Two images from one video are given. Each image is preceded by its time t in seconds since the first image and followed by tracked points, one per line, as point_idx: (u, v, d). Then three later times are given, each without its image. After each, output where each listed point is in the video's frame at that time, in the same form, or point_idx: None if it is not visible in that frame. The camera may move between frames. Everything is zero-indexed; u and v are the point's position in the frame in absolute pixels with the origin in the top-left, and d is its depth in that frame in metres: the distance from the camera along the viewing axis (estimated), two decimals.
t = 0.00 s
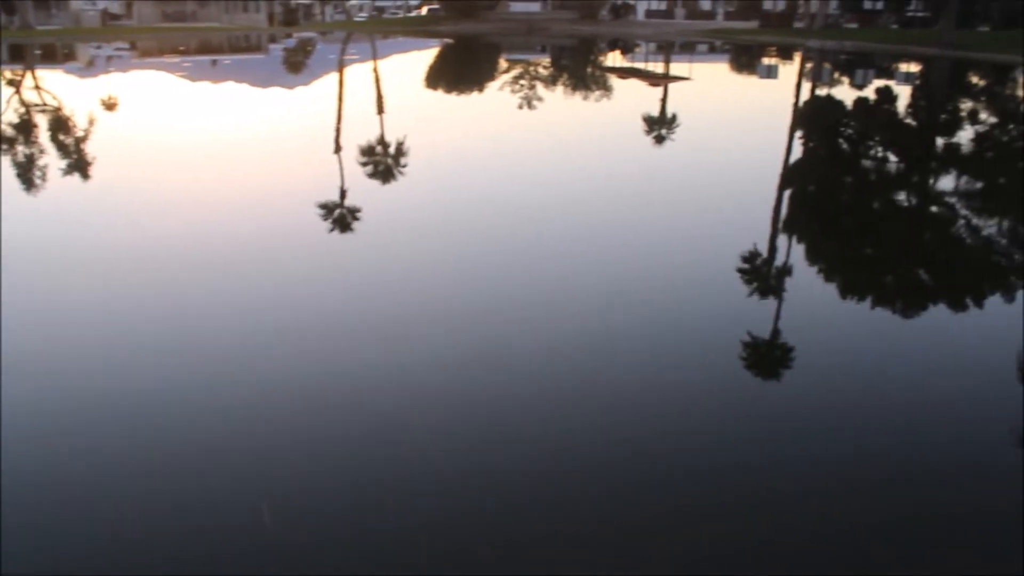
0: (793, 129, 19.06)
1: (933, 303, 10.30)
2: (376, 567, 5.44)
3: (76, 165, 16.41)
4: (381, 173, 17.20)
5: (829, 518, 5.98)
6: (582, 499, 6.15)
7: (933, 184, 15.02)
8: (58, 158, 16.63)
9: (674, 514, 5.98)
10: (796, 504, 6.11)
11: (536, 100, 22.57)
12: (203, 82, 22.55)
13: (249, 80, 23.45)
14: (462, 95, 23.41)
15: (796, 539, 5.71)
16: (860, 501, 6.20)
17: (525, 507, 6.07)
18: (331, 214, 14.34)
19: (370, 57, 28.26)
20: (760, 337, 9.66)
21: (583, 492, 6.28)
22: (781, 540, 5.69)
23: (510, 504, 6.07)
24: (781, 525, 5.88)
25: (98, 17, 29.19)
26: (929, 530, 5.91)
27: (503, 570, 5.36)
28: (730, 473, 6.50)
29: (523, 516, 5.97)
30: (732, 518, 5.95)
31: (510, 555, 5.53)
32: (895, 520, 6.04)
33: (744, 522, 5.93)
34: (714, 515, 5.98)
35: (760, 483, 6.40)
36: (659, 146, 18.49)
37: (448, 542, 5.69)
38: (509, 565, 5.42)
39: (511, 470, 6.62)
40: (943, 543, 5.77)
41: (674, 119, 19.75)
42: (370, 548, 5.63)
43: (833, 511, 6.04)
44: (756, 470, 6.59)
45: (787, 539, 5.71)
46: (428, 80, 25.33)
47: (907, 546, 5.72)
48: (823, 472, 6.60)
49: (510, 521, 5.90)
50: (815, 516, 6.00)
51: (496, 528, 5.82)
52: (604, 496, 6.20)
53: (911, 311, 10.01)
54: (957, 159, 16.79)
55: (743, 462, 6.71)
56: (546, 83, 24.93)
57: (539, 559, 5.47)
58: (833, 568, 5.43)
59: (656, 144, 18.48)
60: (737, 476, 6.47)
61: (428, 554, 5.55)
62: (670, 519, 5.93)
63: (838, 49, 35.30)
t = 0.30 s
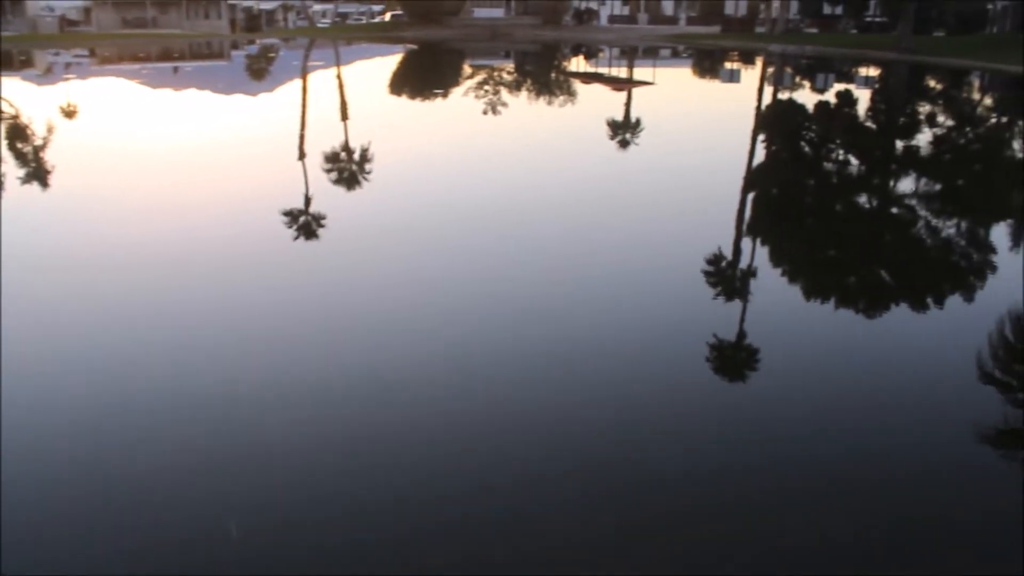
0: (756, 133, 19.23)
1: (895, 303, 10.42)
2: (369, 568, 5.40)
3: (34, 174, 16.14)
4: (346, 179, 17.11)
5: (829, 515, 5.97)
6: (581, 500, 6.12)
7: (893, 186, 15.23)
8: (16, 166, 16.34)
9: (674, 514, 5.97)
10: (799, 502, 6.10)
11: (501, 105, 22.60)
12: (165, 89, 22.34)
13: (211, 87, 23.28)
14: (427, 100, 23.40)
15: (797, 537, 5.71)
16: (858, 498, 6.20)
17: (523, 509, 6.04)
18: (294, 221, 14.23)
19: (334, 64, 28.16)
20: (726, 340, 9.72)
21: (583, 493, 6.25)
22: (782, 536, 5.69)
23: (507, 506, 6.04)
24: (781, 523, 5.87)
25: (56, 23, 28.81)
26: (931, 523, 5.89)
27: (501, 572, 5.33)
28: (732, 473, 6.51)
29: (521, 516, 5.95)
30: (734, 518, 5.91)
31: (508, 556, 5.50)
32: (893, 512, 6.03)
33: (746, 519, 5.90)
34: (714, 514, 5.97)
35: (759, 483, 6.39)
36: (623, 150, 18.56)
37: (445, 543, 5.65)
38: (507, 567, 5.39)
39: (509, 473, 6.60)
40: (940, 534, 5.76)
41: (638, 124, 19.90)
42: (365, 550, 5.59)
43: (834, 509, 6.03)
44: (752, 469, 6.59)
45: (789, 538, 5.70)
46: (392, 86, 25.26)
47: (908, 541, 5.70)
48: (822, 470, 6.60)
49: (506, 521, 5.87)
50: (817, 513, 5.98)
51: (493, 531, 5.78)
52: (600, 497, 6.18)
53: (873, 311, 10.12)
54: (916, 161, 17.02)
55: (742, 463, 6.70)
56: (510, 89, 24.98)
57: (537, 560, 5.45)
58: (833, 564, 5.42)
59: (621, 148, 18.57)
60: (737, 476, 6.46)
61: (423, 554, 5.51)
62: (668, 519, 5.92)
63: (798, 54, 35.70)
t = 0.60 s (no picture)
0: (731, 132, 19.34)
1: (870, 300, 10.50)
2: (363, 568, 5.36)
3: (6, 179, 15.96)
4: (322, 182, 17.04)
5: (826, 514, 5.99)
6: (579, 501, 6.12)
7: (867, 184, 15.34)
8: None
9: (673, 514, 5.97)
10: (798, 502, 6.13)
11: (477, 107, 22.62)
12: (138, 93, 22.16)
13: (185, 90, 23.13)
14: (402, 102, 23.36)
15: (800, 537, 5.73)
16: (853, 496, 6.23)
17: (520, 509, 6.04)
18: (270, 223, 14.17)
19: (308, 66, 28.07)
20: (703, 338, 9.75)
21: (581, 494, 6.25)
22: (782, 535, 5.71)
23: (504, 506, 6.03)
24: (781, 522, 5.88)
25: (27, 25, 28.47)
26: (928, 522, 5.92)
27: (499, 572, 5.31)
28: (728, 472, 6.53)
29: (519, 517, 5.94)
30: (733, 518, 5.91)
31: (506, 556, 5.48)
32: (889, 510, 6.06)
33: (745, 519, 5.92)
34: (713, 513, 5.98)
35: (757, 483, 6.41)
36: (599, 150, 18.59)
37: (442, 544, 5.63)
38: (506, 568, 5.36)
39: (505, 473, 6.58)
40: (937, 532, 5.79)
41: (614, 124, 19.98)
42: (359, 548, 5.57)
43: (832, 508, 6.05)
44: (748, 469, 6.61)
45: (789, 537, 5.72)
46: (367, 88, 25.20)
47: (907, 540, 5.73)
48: (816, 469, 6.63)
49: (502, 522, 5.86)
50: (815, 512, 6.00)
51: (492, 532, 5.76)
52: (598, 497, 6.18)
53: (849, 309, 10.19)
54: (890, 160, 17.16)
55: (738, 462, 6.72)
56: (486, 90, 24.97)
57: (534, 560, 5.43)
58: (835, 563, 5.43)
59: (597, 149, 18.60)
60: (735, 476, 6.47)
61: (420, 554, 5.50)
62: (666, 518, 5.93)
63: (772, 54, 35.92)
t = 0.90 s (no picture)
0: (701, 130, 19.44)
1: (840, 296, 10.59)
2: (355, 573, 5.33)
3: None
4: (292, 184, 16.96)
5: (817, 509, 6.03)
6: (570, 500, 6.12)
7: (835, 181, 15.48)
8: None
9: (662, 511, 6.00)
10: (786, 497, 6.17)
11: (447, 106, 22.58)
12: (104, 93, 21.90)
13: (153, 90, 22.90)
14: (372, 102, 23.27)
15: (794, 532, 5.77)
16: (839, 489, 6.28)
17: (512, 510, 6.03)
18: (240, 225, 14.07)
19: (278, 66, 27.92)
20: (676, 335, 9.79)
21: (571, 492, 6.25)
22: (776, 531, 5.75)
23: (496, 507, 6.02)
24: (768, 517, 5.93)
25: None
26: (910, 513, 6.01)
27: (494, 575, 5.31)
28: (715, 468, 6.56)
29: (510, 517, 5.93)
30: (721, 514, 5.96)
31: (499, 558, 5.48)
32: (876, 503, 6.13)
33: (736, 515, 5.95)
34: (704, 509, 6.01)
35: (741, 477, 6.45)
36: (569, 149, 18.61)
37: (435, 548, 5.62)
38: (501, 571, 5.36)
39: (491, 472, 6.58)
40: (923, 524, 5.86)
41: (585, 123, 20.01)
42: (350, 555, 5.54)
43: (821, 503, 6.10)
44: (733, 464, 6.64)
45: (777, 532, 5.77)
46: (336, 88, 25.09)
47: (892, 532, 5.80)
48: (800, 463, 6.67)
49: (493, 523, 5.85)
50: (804, 508, 6.04)
51: (485, 535, 5.75)
52: (588, 496, 6.18)
53: (819, 305, 10.28)
54: (857, 157, 17.32)
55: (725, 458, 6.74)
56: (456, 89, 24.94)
57: (530, 564, 5.43)
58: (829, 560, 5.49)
59: (568, 148, 18.63)
60: (718, 472, 6.52)
61: (413, 559, 5.48)
62: (659, 515, 5.94)
63: (741, 53, 36.14)
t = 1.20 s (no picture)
0: (666, 131, 19.56)
1: (805, 296, 10.68)
2: (322, 574, 5.30)
3: None
4: (257, 186, 16.83)
5: (781, 506, 6.09)
6: (538, 499, 6.13)
7: (799, 182, 15.63)
8: None
9: (633, 509, 6.03)
10: (752, 495, 6.21)
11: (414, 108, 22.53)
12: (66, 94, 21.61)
13: (116, 91, 22.63)
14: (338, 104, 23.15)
15: (761, 529, 5.82)
16: (808, 486, 6.34)
17: (481, 511, 6.03)
18: (205, 228, 13.95)
19: (243, 67, 27.73)
20: (642, 336, 9.85)
21: (540, 491, 6.26)
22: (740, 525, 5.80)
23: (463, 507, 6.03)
24: (737, 514, 5.98)
25: None
26: (876, 507, 6.09)
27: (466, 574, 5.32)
28: (683, 467, 6.60)
29: (478, 517, 5.94)
30: (691, 511, 6.00)
31: (472, 559, 5.49)
32: (838, 498, 6.19)
33: (703, 512, 5.99)
34: (671, 507, 6.05)
35: (710, 475, 6.50)
36: (536, 151, 18.64)
37: (409, 548, 5.61)
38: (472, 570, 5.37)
39: (462, 471, 6.58)
40: (885, 519, 5.93)
41: (551, 125, 20.05)
42: (319, 557, 5.51)
43: (785, 500, 6.16)
44: (700, 463, 6.69)
45: (747, 528, 5.82)
46: (302, 90, 24.92)
47: (859, 526, 5.87)
48: (765, 461, 6.74)
49: (459, 523, 5.85)
50: (772, 505, 6.09)
51: (451, 534, 5.76)
52: (556, 494, 6.20)
53: (784, 304, 10.37)
54: (821, 158, 17.48)
55: (692, 457, 6.79)
56: (423, 91, 24.89)
57: (498, 565, 5.43)
58: (793, 556, 5.54)
59: (534, 149, 18.66)
60: (688, 470, 6.56)
61: (379, 562, 5.46)
62: (625, 514, 5.96)
63: (706, 54, 36.36)
